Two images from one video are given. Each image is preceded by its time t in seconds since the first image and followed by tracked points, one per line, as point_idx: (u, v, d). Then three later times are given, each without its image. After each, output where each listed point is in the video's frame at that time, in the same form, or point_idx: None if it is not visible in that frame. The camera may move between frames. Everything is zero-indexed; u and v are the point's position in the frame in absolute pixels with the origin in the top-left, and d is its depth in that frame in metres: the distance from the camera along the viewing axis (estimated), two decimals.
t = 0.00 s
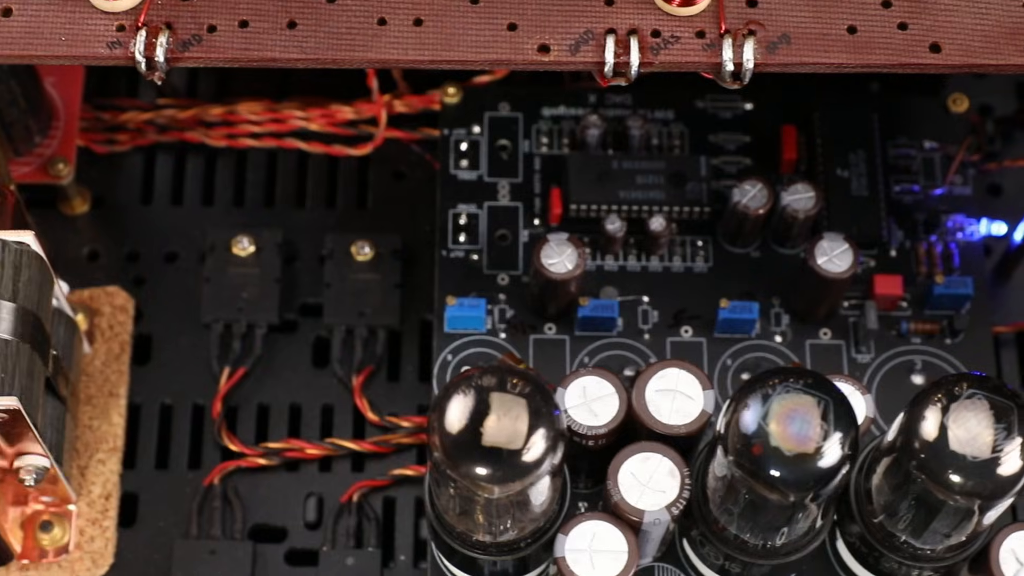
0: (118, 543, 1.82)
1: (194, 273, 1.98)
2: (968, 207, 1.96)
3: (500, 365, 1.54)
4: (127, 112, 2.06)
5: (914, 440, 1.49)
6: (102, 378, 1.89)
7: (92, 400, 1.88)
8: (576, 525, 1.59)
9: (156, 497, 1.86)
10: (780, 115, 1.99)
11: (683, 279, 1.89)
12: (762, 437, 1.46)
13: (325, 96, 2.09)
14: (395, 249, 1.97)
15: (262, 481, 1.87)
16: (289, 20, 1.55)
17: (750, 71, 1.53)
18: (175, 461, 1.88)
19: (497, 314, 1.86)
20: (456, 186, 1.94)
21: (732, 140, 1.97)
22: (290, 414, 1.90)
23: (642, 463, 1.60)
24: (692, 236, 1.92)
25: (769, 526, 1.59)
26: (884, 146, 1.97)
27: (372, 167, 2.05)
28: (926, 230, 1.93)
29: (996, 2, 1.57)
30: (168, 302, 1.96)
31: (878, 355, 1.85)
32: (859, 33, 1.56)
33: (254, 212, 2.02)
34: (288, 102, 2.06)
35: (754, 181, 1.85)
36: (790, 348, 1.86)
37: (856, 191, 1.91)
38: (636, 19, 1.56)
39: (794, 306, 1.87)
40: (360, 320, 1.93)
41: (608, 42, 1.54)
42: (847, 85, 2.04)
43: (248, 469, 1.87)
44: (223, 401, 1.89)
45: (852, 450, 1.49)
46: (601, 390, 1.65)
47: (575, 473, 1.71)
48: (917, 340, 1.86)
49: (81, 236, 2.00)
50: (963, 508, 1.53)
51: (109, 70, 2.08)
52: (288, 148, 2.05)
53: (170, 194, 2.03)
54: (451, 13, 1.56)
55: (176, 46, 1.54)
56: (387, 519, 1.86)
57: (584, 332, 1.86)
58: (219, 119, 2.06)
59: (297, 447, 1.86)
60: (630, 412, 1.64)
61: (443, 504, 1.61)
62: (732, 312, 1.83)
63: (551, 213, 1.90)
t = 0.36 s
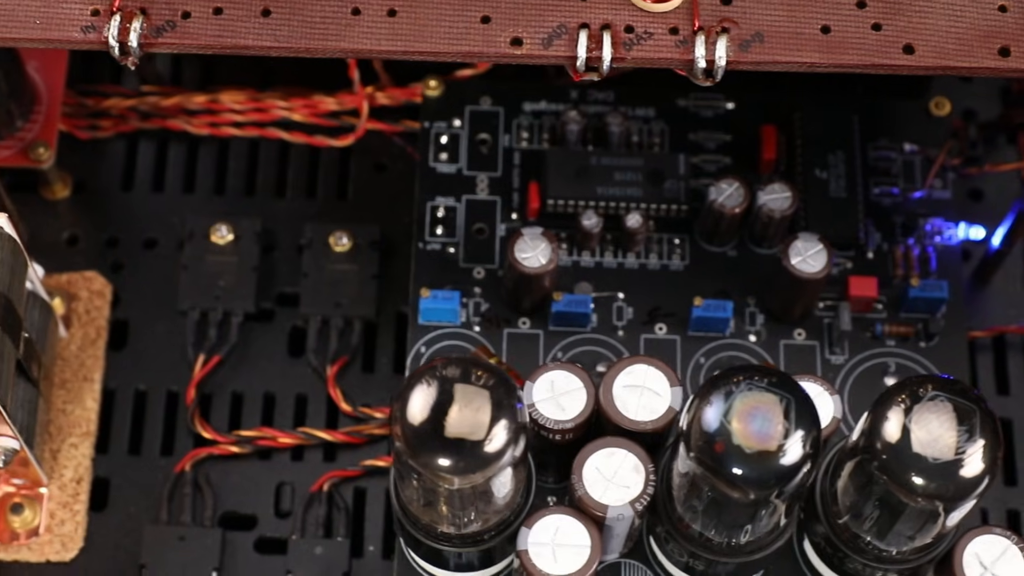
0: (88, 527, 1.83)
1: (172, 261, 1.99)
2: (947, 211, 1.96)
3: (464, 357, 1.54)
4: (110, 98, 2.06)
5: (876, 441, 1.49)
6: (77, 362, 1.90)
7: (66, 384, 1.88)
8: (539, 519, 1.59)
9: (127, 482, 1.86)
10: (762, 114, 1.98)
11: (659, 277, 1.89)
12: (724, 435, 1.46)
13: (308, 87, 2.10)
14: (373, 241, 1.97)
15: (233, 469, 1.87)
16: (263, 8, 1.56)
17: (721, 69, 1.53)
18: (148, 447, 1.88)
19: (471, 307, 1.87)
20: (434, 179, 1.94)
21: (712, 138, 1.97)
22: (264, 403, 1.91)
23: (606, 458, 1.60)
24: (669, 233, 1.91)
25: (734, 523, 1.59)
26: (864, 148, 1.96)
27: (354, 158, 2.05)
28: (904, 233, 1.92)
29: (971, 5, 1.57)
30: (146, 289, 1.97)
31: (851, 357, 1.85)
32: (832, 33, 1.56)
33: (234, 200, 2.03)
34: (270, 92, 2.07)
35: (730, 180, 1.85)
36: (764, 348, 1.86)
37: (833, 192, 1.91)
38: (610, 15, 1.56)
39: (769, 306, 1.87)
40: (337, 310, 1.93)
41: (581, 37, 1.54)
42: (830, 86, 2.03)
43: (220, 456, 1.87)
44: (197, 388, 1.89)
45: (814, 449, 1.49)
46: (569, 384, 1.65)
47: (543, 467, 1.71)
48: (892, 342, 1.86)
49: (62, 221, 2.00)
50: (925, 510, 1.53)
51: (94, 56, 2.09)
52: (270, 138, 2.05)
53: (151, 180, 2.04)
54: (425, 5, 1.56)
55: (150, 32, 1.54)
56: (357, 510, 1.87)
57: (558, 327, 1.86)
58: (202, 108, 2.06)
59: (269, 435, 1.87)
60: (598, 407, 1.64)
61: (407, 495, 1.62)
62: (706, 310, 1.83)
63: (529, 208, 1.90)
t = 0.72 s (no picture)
0: (59, 510, 1.84)
1: (151, 247, 1.99)
2: (924, 215, 1.96)
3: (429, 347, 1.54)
4: (94, 84, 2.07)
5: (838, 441, 1.49)
6: (52, 345, 1.90)
7: (41, 366, 1.89)
8: (502, 512, 1.59)
9: (99, 466, 1.87)
10: (743, 113, 1.98)
11: (634, 274, 1.89)
12: (685, 432, 1.46)
13: (291, 77, 2.11)
14: (351, 232, 1.98)
15: (205, 456, 1.88)
16: None
17: (693, 65, 1.53)
18: (121, 432, 1.89)
19: (446, 300, 1.87)
20: (413, 171, 1.94)
21: (692, 137, 1.97)
22: (237, 391, 1.91)
23: (571, 452, 1.61)
24: (646, 230, 1.91)
25: (696, 521, 1.59)
26: (843, 150, 1.96)
27: (335, 149, 2.05)
28: (881, 235, 1.92)
29: (945, 6, 1.57)
30: (123, 274, 1.97)
31: (824, 358, 1.85)
32: (806, 32, 1.56)
33: (214, 188, 2.03)
34: (253, 81, 2.07)
35: (707, 177, 1.85)
36: (737, 347, 1.86)
37: (811, 193, 1.91)
38: (583, 9, 1.56)
39: (743, 305, 1.87)
40: (313, 300, 1.94)
41: (553, 30, 1.54)
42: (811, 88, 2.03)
43: (192, 443, 1.88)
44: (171, 373, 1.90)
45: (775, 447, 1.49)
46: (536, 377, 1.65)
47: (511, 461, 1.71)
48: (865, 344, 1.86)
49: (42, 205, 2.01)
50: (886, 510, 1.53)
51: (79, 42, 2.10)
52: (252, 127, 2.06)
53: (132, 167, 2.04)
54: None
55: (124, 16, 1.55)
56: (327, 499, 1.87)
57: (532, 322, 1.86)
58: (185, 95, 2.07)
59: (242, 423, 1.87)
60: (565, 402, 1.64)
61: (371, 486, 1.62)
62: (679, 308, 1.83)
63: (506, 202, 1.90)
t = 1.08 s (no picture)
0: (30, 492, 1.84)
1: (130, 232, 2.00)
2: (903, 217, 1.95)
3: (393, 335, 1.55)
4: (78, 68, 2.08)
5: (799, 440, 1.49)
6: (28, 327, 1.91)
7: (16, 348, 1.90)
8: (465, 502, 1.59)
9: (71, 449, 1.87)
10: (724, 111, 1.98)
11: (610, 269, 1.89)
12: (646, 427, 1.46)
13: (275, 67, 2.11)
14: (330, 221, 1.98)
15: (177, 441, 1.88)
16: None
17: (665, 60, 1.54)
18: (94, 415, 1.89)
19: (420, 291, 1.87)
20: (392, 161, 1.95)
21: (672, 133, 1.97)
22: (211, 377, 1.92)
23: (536, 445, 1.61)
24: (623, 226, 1.91)
25: (660, 515, 1.59)
26: (823, 150, 1.96)
27: (316, 139, 2.06)
28: (858, 236, 1.92)
29: (919, 7, 1.57)
30: (101, 258, 1.98)
31: (798, 357, 1.85)
32: (778, 29, 1.56)
33: (195, 175, 2.04)
34: (236, 70, 2.08)
35: (683, 174, 1.85)
36: (710, 344, 1.86)
37: (788, 192, 1.91)
38: (556, 2, 1.57)
39: (717, 303, 1.87)
40: (289, 288, 1.94)
41: (526, 22, 1.54)
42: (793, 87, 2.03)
43: (164, 427, 1.88)
44: (145, 358, 1.90)
45: (736, 443, 1.49)
46: (504, 369, 1.66)
47: (478, 452, 1.72)
48: (838, 344, 1.86)
49: (23, 187, 2.02)
50: (847, 510, 1.53)
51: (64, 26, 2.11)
52: (234, 115, 2.06)
53: (114, 152, 2.05)
54: None
55: None
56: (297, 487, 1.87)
57: (505, 315, 1.86)
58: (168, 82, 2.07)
59: (215, 409, 1.88)
60: (532, 394, 1.65)
61: (336, 474, 1.62)
62: (652, 303, 1.83)
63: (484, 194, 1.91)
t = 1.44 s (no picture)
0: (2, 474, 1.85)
1: (110, 217, 2.00)
2: (881, 219, 1.95)
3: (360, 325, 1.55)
4: (63, 53, 2.08)
5: (761, 438, 1.49)
6: (5, 310, 1.91)
7: None
8: (430, 493, 1.59)
9: (45, 432, 1.88)
10: (704, 109, 1.98)
11: (586, 264, 1.89)
12: (608, 422, 1.46)
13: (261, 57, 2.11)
14: (309, 211, 1.98)
15: (151, 427, 1.89)
16: None
17: (637, 55, 1.54)
18: (68, 399, 1.90)
19: (396, 282, 1.87)
20: (372, 153, 1.95)
21: (652, 131, 1.97)
22: (186, 363, 1.92)
23: (501, 437, 1.61)
24: (601, 222, 1.91)
25: (623, 511, 1.59)
26: (803, 151, 1.96)
27: (299, 129, 2.06)
28: (836, 238, 1.92)
29: (893, 7, 1.57)
30: (81, 243, 1.98)
31: (771, 356, 1.85)
32: (752, 27, 1.56)
33: (176, 162, 2.04)
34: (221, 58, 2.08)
35: (660, 171, 1.85)
36: (684, 341, 1.86)
37: (766, 191, 1.90)
38: None
39: (692, 301, 1.86)
40: (266, 277, 1.94)
41: (499, 15, 1.54)
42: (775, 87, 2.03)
43: (138, 413, 1.89)
44: (121, 343, 1.91)
45: (696, 438, 1.49)
46: (472, 361, 1.66)
47: (447, 443, 1.72)
48: (813, 345, 1.86)
49: (5, 171, 2.03)
50: (808, 509, 1.52)
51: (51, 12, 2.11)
52: (218, 103, 2.07)
53: (97, 137, 2.06)
54: None
55: None
56: (268, 476, 1.87)
57: (479, 308, 1.86)
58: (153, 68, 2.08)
59: (189, 396, 1.89)
60: (499, 387, 1.65)
61: (301, 464, 1.62)
62: (626, 300, 1.83)
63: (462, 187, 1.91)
